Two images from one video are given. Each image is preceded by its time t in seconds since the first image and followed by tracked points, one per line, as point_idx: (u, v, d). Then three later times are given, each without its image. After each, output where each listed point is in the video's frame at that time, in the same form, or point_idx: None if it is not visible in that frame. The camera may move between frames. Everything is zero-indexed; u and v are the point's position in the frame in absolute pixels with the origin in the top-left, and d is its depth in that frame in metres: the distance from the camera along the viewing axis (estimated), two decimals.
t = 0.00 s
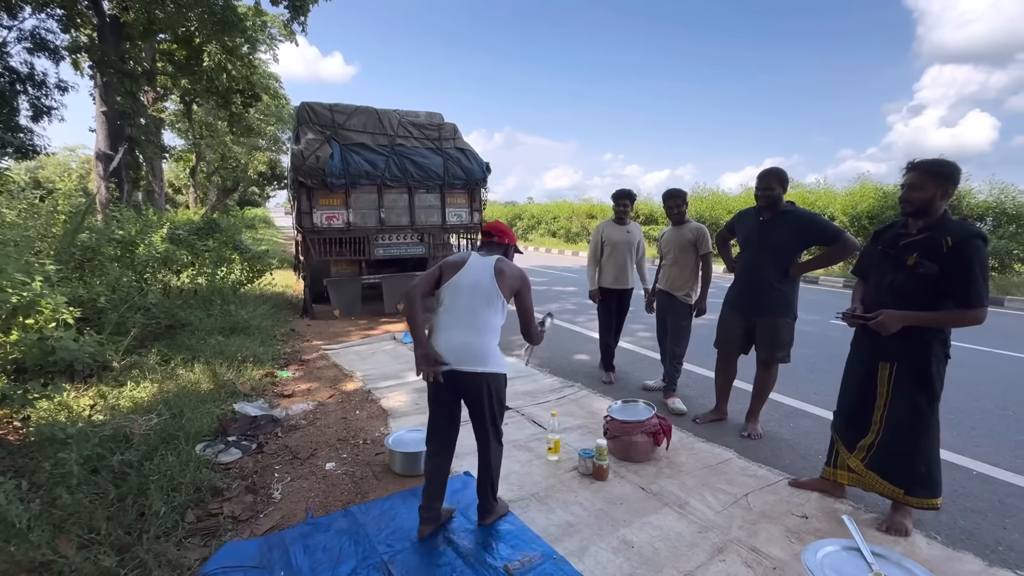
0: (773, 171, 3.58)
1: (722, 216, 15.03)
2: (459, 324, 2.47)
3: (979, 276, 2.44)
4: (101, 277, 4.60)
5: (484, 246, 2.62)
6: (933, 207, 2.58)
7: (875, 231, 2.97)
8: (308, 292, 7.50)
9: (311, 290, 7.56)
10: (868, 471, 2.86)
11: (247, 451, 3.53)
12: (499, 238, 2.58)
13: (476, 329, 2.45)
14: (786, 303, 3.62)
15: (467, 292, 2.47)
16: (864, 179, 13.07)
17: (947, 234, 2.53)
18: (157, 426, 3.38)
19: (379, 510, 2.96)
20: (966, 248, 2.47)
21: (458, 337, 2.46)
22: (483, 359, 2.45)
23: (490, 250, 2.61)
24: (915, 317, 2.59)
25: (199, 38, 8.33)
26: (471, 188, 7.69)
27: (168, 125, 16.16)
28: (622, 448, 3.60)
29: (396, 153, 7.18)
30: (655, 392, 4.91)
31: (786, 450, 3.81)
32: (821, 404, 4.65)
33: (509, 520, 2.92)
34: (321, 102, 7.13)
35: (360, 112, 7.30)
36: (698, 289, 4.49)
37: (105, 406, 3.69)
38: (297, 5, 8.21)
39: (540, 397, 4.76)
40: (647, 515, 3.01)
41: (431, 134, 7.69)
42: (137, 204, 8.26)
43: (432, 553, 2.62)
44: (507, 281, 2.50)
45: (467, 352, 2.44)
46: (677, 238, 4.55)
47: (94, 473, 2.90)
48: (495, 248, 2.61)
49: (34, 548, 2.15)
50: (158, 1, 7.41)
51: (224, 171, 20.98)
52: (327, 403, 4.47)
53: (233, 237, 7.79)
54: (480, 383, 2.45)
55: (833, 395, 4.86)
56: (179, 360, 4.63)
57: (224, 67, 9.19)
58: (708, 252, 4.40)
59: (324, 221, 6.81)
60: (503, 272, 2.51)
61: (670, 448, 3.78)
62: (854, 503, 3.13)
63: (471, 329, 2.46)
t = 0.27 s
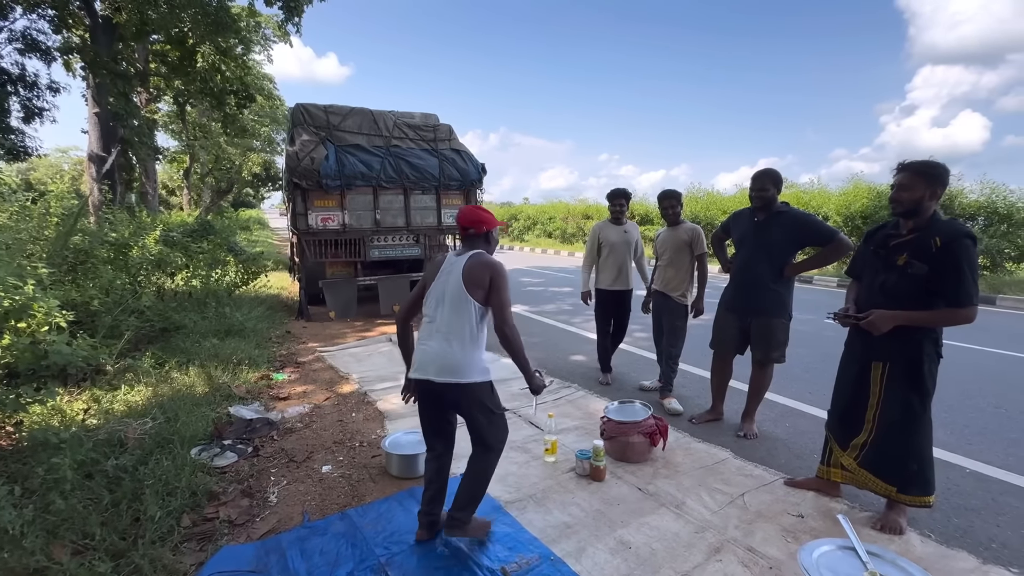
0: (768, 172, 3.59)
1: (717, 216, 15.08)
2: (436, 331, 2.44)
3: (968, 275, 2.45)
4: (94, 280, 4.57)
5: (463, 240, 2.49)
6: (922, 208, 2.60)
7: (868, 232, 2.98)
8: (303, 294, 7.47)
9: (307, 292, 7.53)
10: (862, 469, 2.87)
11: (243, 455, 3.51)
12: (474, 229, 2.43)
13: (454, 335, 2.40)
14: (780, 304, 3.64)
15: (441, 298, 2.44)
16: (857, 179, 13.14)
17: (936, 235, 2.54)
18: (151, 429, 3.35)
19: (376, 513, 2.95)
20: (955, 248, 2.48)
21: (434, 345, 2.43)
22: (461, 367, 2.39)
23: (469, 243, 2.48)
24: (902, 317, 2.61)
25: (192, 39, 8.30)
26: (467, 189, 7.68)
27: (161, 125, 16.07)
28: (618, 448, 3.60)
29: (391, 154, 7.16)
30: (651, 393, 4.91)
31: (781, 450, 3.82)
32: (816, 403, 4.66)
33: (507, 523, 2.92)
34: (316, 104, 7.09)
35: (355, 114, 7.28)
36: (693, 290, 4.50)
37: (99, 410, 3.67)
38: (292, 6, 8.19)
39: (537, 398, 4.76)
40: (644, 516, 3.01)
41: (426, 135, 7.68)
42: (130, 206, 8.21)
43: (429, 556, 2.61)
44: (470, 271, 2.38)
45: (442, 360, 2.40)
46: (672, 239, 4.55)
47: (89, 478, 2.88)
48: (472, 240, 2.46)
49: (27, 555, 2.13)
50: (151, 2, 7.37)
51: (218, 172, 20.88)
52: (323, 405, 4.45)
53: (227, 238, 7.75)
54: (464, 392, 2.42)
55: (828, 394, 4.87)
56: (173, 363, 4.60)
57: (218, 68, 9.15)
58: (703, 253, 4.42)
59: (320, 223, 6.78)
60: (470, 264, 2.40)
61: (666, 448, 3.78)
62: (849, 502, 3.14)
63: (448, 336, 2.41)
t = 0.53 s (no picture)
0: (762, 173, 3.60)
1: (712, 216, 15.13)
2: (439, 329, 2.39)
3: (955, 273, 2.47)
4: (87, 282, 4.54)
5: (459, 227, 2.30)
6: (909, 208, 2.62)
7: (856, 232, 3.00)
8: (299, 296, 7.45)
9: (302, 294, 7.51)
10: (851, 466, 2.89)
11: (239, 458, 3.49)
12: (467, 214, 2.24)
13: (451, 333, 2.33)
14: (775, 304, 3.65)
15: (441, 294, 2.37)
16: (850, 179, 13.21)
17: (921, 234, 2.58)
18: (146, 433, 3.33)
19: (373, 514, 2.95)
20: (942, 247, 2.50)
21: (437, 343, 2.38)
22: (457, 369, 2.30)
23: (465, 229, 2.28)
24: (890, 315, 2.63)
25: (186, 40, 8.27)
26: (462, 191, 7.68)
27: (154, 127, 15.99)
28: (615, 448, 3.60)
29: (387, 155, 7.14)
30: (647, 393, 4.92)
31: (776, 449, 3.84)
32: (810, 402, 4.68)
33: (504, 523, 2.92)
34: (310, 105, 7.06)
35: (350, 115, 7.26)
36: (688, 290, 4.51)
37: (93, 413, 3.64)
38: (286, 7, 8.17)
39: (533, 399, 4.75)
40: (641, 515, 3.01)
41: (421, 136, 7.67)
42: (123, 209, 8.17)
43: (426, 557, 2.60)
44: (447, 259, 2.25)
45: (440, 359, 2.33)
46: (667, 240, 4.57)
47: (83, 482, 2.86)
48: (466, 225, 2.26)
49: (21, 561, 2.12)
50: (144, 3, 7.33)
51: (212, 173, 20.79)
52: (320, 407, 4.43)
53: (221, 240, 7.70)
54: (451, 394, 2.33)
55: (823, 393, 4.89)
56: (167, 366, 4.57)
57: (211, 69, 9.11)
58: (697, 253, 4.43)
59: (315, 224, 6.76)
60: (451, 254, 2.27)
61: (663, 448, 3.79)
62: (844, 499, 3.16)
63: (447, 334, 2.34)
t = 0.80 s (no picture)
0: (755, 173, 3.62)
1: (706, 216, 15.19)
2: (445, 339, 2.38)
3: (940, 270, 2.49)
4: (78, 284, 4.50)
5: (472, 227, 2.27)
6: (897, 206, 2.64)
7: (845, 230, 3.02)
8: (293, 297, 7.41)
9: (296, 295, 7.48)
10: (842, 463, 2.91)
11: (232, 460, 3.47)
12: (475, 214, 2.21)
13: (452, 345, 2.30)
14: (768, 303, 3.67)
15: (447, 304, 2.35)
16: (842, 179, 13.30)
17: (909, 231, 2.59)
18: (139, 436, 3.31)
19: (368, 516, 2.94)
20: (928, 244, 2.52)
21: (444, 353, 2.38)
22: (454, 380, 2.26)
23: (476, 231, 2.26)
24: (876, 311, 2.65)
25: (178, 40, 8.23)
26: (457, 191, 7.67)
27: (146, 128, 15.91)
28: (610, 448, 3.60)
29: (381, 156, 7.11)
30: (642, 392, 4.93)
31: (770, 447, 3.85)
32: (804, 401, 4.70)
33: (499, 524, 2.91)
34: (304, 105, 7.03)
35: (344, 116, 7.22)
36: (682, 289, 4.52)
37: (85, 417, 3.62)
38: (279, 7, 8.14)
39: (528, 399, 4.75)
40: (636, 514, 3.01)
41: (415, 137, 7.66)
42: (115, 210, 8.11)
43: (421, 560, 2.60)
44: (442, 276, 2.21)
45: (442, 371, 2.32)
46: (660, 239, 4.58)
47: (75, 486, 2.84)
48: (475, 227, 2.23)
49: (12, 566, 2.10)
50: (135, 3, 7.30)
51: (205, 174, 20.70)
52: (314, 409, 4.41)
53: (215, 242, 7.66)
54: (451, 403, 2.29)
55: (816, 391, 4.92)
56: (160, 368, 4.55)
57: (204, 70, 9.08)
58: (690, 252, 4.44)
59: (308, 225, 6.74)
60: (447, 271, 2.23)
61: (657, 447, 3.79)
62: (837, 497, 3.17)
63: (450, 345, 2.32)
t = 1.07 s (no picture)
0: (747, 173, 3.63)
1: (699, 216, 15.24)
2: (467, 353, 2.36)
3: (926, 268, 2.51)
4: (68, 286, 4.46)
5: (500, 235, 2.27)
6: (885, 206, 2.65)
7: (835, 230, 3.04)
8: (286, 298, 7.38)
9: (289, 296, 7.44)
10: (834, 460, 2.92)
11: (225, 463, 3.45)
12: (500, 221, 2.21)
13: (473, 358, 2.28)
14: (760, 302, 3.68)
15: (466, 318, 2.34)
16: (834, 178, 13.39)
17: (895, 230, 2.61)
18: (130, 439, 3.28)
19: (362, 517, 2.93)
20: (914, 244, 2.54)
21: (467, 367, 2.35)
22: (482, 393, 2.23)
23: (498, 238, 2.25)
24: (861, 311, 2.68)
25: (169, 40, 8.17)
26: (450, 191, 7.66)
27: (137, 128, 15.80)
28: (604, 448, 3.61)
29: (374, 156, 7.08)
30: (636, 392, 4.94)
31: (763, 445, 3.87)
32: (796, 399, 4.73)
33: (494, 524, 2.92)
34: (296, 105, 7.00)
35: (337, 116, 7.20)
36: (675, 289, 4.53)
37: (75, 420, 3.59)
38: (271, 7, 8.11)
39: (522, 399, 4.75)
40: (629, 513, 3.02)
41: (409, 137, 7.64)
42: (106, 211, 8.05)
43: (415, 563, 2.60)
44: (465, 289, 2.19)
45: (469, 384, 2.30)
46: (653, 239, 4.59)
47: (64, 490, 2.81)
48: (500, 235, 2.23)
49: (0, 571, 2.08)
50: (126, 3, 7.25)
51: (197, 174, 20.58)
52: (307, 411, 4.40)
53: (207, 243, 7.61)
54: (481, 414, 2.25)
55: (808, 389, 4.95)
56: (152, 370, 4.51)
57: (195, 69, 9.03)
58: (683, 251, 4.44)
59: (302, 226, 6.71)
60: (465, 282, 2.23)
61: (651, 446, 3.80)
62: (828, 494, 3.19)
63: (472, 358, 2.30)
